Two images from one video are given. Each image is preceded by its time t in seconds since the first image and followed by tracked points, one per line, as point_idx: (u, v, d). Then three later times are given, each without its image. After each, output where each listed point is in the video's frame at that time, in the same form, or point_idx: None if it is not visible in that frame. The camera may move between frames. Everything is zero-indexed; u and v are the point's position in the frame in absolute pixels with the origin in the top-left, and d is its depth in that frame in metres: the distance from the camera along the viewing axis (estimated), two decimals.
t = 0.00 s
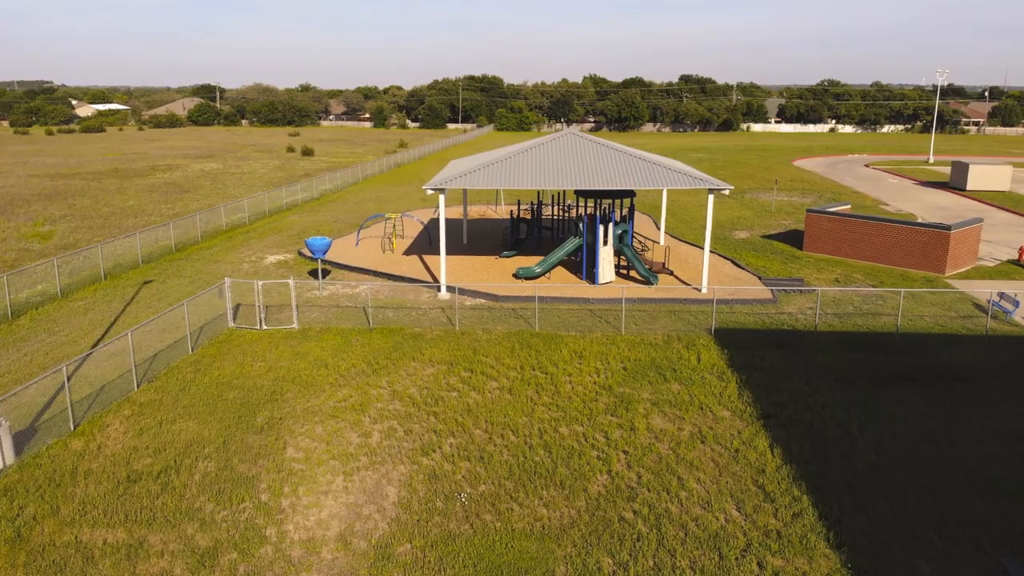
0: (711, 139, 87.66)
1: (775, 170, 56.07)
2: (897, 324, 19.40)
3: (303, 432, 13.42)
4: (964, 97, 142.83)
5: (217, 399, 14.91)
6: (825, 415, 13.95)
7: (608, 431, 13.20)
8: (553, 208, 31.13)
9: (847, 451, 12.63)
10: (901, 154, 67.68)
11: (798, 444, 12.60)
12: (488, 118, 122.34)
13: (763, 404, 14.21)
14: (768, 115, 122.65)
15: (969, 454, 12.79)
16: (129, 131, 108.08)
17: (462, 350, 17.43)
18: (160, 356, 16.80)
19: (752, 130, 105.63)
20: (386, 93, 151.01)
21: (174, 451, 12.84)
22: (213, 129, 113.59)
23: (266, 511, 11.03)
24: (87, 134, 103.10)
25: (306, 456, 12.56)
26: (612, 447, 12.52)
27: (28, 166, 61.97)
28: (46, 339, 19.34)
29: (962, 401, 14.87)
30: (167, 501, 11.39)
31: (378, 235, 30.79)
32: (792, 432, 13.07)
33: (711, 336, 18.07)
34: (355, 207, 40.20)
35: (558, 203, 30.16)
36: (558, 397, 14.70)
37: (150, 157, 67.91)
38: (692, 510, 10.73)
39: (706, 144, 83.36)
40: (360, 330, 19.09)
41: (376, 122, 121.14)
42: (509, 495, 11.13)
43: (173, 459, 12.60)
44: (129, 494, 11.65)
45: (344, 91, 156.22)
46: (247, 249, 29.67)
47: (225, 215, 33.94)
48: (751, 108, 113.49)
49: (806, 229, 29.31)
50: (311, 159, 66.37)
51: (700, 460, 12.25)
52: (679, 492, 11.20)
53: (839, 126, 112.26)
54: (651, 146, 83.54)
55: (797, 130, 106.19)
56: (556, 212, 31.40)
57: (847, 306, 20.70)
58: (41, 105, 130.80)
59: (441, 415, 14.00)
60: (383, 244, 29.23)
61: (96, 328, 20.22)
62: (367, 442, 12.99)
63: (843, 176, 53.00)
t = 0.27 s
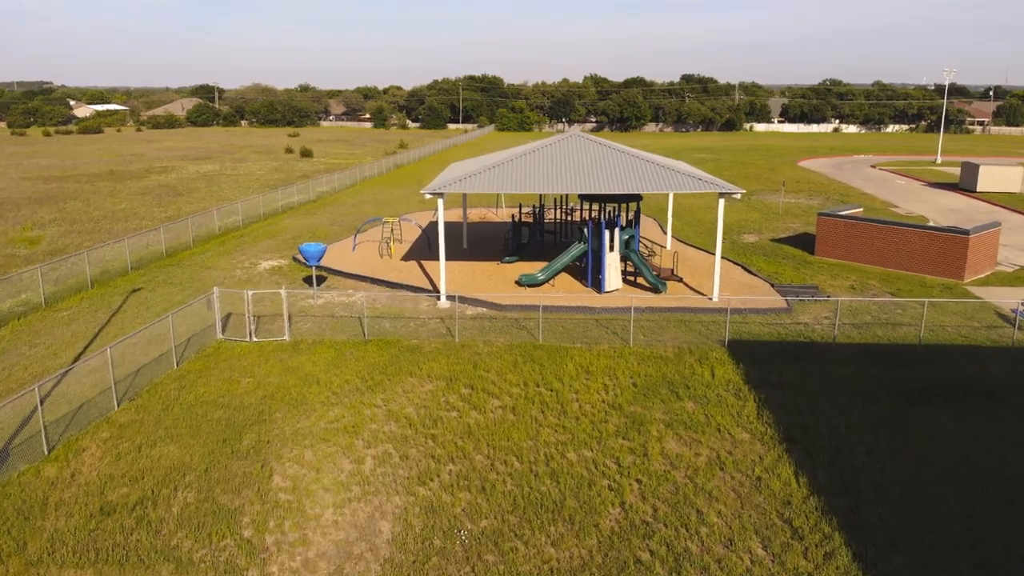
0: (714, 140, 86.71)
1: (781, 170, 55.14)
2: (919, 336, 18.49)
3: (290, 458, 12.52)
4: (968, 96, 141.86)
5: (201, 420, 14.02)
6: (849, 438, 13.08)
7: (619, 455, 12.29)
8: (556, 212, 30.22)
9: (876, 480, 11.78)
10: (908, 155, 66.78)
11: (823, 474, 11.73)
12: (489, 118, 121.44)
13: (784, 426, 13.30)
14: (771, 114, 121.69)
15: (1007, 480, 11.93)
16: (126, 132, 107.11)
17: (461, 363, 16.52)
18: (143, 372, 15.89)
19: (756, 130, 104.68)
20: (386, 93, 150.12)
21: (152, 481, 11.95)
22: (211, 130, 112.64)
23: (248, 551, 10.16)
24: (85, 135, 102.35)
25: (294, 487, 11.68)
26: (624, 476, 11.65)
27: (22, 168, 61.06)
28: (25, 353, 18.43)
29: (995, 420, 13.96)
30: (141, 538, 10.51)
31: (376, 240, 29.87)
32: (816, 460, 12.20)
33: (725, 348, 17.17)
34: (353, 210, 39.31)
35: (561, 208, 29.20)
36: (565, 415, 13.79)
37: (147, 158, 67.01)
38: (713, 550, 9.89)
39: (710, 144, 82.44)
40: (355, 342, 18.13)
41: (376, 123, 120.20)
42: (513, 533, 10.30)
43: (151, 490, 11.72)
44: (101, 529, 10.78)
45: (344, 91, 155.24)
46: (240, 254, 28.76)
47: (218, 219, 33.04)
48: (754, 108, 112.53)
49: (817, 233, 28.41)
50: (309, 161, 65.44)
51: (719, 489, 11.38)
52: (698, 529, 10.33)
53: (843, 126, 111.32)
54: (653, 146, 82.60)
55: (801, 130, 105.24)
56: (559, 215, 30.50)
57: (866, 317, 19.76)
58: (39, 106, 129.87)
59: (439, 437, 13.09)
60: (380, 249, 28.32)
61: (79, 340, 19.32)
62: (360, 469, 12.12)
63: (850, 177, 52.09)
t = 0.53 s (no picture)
0: (716, 141, 85.82)
1: (785, 172, 54.27)
2: (944, 349, 17.54)
3: (277, 489, 11.61)
4: (970, 96, 141.01)
5: (184, 446, 13.10)
6: (880, 467, 12.16)
7: (632, 485, 11.40)
8: (559, 216, 29.28)
9: (912, 515, 10.87)
10: (914, 156, 65.90)
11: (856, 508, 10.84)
12: (489, 119, 120.55)
13: (809, 453, 12.41)
14: (773, 115, 120.79)
15: None
16: (122, 134, 106.01)
17: (461, 380, 15.59)
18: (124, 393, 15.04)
19: (758, 131, 103.79)
20: (385, 94, 149.23)
21: (126, 516, 11.06)
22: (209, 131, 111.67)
23: None
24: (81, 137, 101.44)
25: (280, 522, 10.77)
26: (639, 510, 10.73)
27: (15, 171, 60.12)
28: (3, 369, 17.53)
29: None
30: None
31: (373, 246, 28.99)
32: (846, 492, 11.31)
33: (741, 363, 16.23)
34: (350, 213, 38.42)
35: (564, 212, 28.32)
36: (573, 438, 12.90)
37: (142, 161, 66.08)
38: None
39: (712, 145, 81.56)
40: (349, 355, 17.23)
41: (375, 124, 119.30)
42: None
43: (125, 527, 10.81)
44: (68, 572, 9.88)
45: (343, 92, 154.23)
46: (233, 260, 27.86)
47: (212, 224, 32.16)
48: (756, 108, 111.62)
49: (829, 238, 27.48)
50: (307, 162, 64.47)
51: (743, 526, 10.46)
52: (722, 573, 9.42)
53: (845, 126, 110.45)
54: (655, 147, 81.68)
55: (803, 130, 104.36)
56: (562, 220, 29.56)
57: (885, 328, 18.87)
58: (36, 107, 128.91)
59: (438, 464, 12.18)
60: (378, 255, 27.43)
61: (60, 355, 18.42)
62: (353, 502, 11.21)
63: (857, 179, 51.13)
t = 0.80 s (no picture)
0: (719, 140, 84.89)
1: (792, 172, 53.34)
2: (970, 361, 16.65)
3: (263, 522, 10.73)
4: (974, 94, 139.99)
5: (165, 473, 12.24)
6: (913, 496, 11.31)
7: (647, 518, 10.53)
8: (562, 219, 28.37)
9: (952, 551, 10.04)
10: (921, 155, 64.95)
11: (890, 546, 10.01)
12: (490, 118, 119.62)
13: (836, 481, 11.55)
14: (776, 114, 119.80)
15: None
16: (120, 134, 105.08)
17: (462, 396, 14.69)
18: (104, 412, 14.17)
19: (761, 130, 102.82)
20: (385, 93, 148.31)
21: (97, 553, 10.20)
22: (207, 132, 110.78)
23: None
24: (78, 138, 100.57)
25: (264, 561, 9.91)
26: (656, 549, 9.89)
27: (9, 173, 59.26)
28: None
29: None
30: None
31: (370, 250, 28.09)
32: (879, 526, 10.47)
33: (757, 377, 15.31)
34: (348, 216, 37.53)
35: (568, 215, 27.41)
36: (581, 463, 12.02)
37: (139, 162, 65.22)
38: None
39: (716, 144, 80.61)
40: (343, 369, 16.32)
41: (374, 124, 118.40)
42: None
43: (98, 565, 9.94)
44: None
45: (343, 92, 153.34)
46: (225, 266, 26.96)
47: (205, 227, 31.27)
48: (759, 107, 110.72)
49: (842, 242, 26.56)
50: (305, 163, 63.59)
51: (769, 565, 9.64)
52: None
53: (849, 125, 109.46)
54: (658, 147, 80.76)
55: (807, 129, 103.40)
56: (565, 222, 28.67)
57: (907, 338, 17.95)
58: (34, 108, 128.07)
59: (437, 493, 11.30)
60: (375, 260, 26.54)
61: (40, 369, 17.53)
62: (344, 537, 10.35)
63: (864, 178, 50.23)
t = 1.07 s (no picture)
0: (721, 141, 83.95)
1: (796, 173, 52.36)
2: (997, 379, 15.67)
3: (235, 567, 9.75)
4: (976, 95, 139.06)
5: (131, 506, 11.24)
6: (948, 533, 10.35)
7: (658, 562, 9.57)
8: (563, 224, 27.38)
9: None
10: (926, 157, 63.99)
11: None
12: (489, 119, 118.66)
13: (865, 518, 10.59)
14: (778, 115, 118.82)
15: None
16: (116, 134, 104.09)
17: (456, 417, 13.71)
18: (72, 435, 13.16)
19: (763, 131, 101.84)
20: (384, 93, 147.34)
21: None
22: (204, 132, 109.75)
23: None
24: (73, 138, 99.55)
25: None
26: None
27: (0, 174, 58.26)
28: None
29: None
30: None
31: (363, 256, 27.11)
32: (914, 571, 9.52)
33: (772, 397, 14.35)
34: (342, 219, 36.55)
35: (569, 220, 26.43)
36: (586, 495, 11.05)
37: (132, 163, 64.22)
38: None
39: (717, 145, 79.63)
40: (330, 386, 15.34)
41: (373, 124, 117.41)
42: None
43: None
44: None
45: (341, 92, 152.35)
46: (213, 271, 25.98)
47: (194, 231, 30.29)
48: (761, 108, 109.81)
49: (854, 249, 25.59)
50: (301, 164, 62.60)
51: None
52: None
53: (851, 126, 108.51)
54: (659, 148, 79.78)
55: (809, 130, 102.43)
56: (566, 227, 27.70)
57: (928, 354, 16.96)
58: (30, 108, 127.04)
59: (427, 532, 10.32)
60: (368, 266, 25.57)
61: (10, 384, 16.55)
62: None
63: (871, 181, 49.29)
